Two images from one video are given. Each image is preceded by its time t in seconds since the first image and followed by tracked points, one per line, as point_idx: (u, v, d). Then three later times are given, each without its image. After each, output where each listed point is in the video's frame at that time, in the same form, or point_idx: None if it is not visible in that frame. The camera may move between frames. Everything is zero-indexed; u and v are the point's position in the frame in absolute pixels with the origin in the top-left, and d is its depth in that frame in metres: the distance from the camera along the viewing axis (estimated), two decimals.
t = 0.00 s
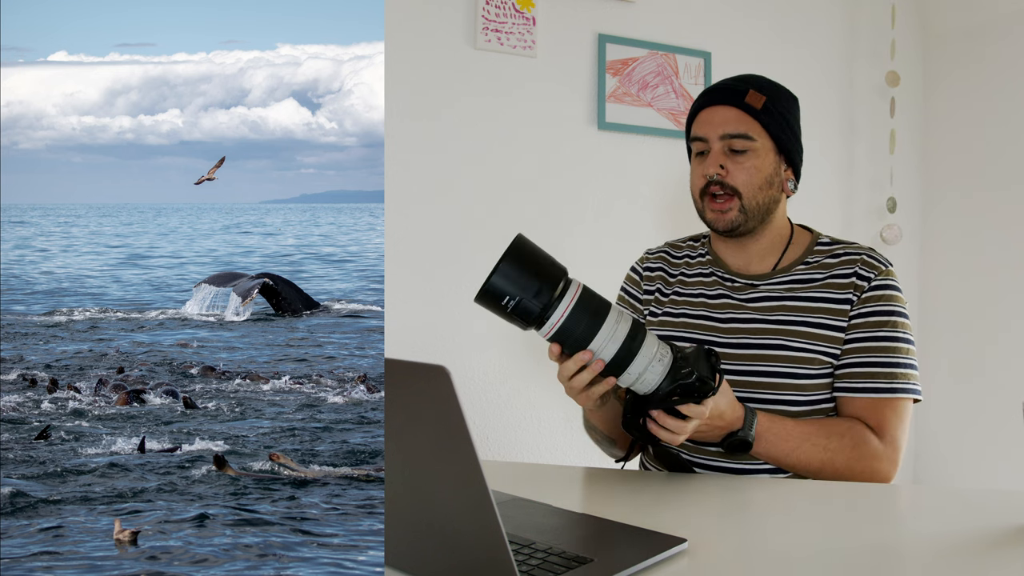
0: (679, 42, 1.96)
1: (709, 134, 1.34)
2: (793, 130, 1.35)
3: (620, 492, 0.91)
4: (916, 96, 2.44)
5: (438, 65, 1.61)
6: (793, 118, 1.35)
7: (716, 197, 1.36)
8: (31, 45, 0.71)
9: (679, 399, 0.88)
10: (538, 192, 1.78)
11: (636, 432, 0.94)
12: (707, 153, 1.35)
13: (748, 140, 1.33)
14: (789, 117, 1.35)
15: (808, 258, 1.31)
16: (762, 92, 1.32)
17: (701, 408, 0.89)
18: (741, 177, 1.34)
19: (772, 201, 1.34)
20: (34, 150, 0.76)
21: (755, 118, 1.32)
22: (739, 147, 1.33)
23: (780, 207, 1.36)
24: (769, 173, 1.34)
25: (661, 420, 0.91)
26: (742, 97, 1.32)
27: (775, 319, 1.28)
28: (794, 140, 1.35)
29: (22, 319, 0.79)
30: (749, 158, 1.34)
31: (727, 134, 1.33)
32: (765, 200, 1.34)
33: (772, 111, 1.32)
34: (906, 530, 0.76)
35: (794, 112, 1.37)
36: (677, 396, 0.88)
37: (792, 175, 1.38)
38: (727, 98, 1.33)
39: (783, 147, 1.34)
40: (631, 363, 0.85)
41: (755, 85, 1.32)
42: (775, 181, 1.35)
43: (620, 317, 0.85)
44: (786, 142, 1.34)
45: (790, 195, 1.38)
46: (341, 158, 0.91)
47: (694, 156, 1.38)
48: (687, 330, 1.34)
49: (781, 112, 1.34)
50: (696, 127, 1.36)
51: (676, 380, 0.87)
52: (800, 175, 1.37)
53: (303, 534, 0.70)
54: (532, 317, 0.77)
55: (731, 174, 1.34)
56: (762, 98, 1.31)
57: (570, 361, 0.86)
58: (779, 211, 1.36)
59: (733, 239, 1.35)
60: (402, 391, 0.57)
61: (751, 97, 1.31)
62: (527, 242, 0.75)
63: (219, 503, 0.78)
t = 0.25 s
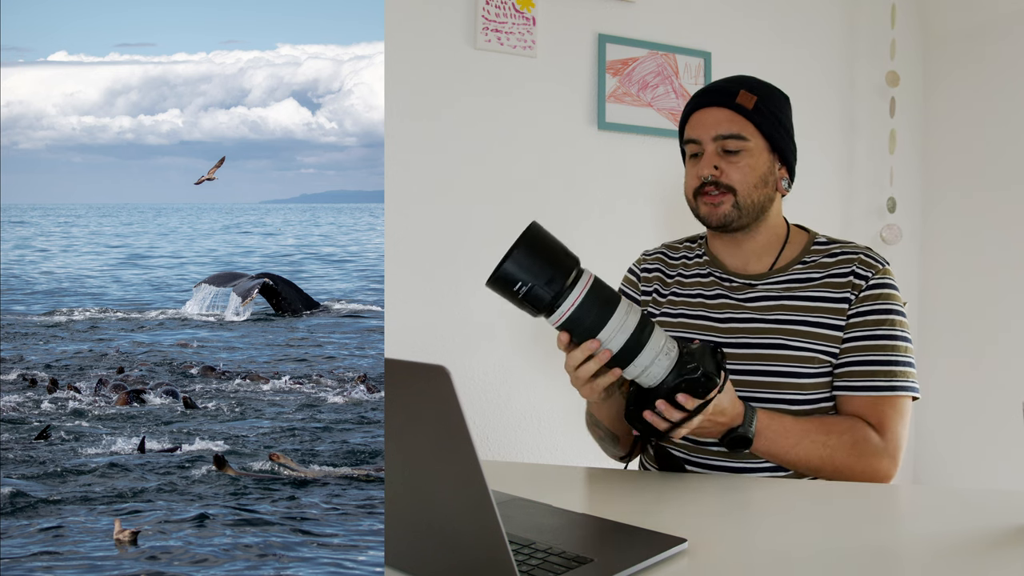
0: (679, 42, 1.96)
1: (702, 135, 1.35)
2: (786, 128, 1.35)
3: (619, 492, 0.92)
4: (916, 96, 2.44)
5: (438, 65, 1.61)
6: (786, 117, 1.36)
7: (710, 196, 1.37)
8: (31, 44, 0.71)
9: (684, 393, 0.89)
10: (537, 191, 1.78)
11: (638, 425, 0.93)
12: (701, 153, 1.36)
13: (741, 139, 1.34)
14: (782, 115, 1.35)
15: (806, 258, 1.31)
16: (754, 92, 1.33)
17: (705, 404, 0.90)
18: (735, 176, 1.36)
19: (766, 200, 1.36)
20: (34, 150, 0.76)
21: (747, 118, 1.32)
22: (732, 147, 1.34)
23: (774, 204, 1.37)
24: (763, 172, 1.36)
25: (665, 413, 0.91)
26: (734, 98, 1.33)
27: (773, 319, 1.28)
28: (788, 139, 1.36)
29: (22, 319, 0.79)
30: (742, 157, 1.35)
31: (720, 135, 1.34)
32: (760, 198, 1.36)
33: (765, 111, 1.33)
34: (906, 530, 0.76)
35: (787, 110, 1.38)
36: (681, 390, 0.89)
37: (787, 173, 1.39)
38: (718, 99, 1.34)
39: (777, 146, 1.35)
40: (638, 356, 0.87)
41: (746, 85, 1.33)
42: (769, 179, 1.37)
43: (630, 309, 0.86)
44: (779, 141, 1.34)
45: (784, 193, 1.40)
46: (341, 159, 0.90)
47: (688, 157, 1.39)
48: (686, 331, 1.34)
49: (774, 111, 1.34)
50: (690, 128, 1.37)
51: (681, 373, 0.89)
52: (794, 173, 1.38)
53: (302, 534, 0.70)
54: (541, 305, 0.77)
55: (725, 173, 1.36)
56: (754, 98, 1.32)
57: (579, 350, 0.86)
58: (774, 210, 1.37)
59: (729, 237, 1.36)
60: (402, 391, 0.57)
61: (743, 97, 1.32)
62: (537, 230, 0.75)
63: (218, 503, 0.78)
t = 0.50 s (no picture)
0: (680, 41, 1.96)
1: (701, 136, 1.35)
2: (784, 128, 1.36)
3: (621, 492, 0.92)
4: (916, 96, 2.44)
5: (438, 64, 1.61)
6: (784, 116, 1.36)
7: (710, 197, 1.37)
8: (31, 45, 0.71)
9: (682, 394, 0.86)
10: (537, 191, 1.78)
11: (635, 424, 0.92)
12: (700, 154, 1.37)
13: (739, 140, 1.34)
14: (780, 115, 1.36)
15: (805, 258, 1.31)
16: (751, 92, 1.33)
17: (704, 408, 0.87)
18: (734, 177, 1.36)
19: (766, 200, 1.36)
20: (34, 150, 0.76)
21: (746, 119, 1.33)
22: (731, 147, 1.35)
23: (774, 204, 1.37)
24: (762, 172, 1.36)
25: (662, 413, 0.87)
26: (732, 98, 1.33)
27: (773, 319, 1.28)
28: (786, 138, 1.36)
29: (22, 318, 0.79)
30: (741, 158, 1.35)
31: (718, 136, 1.34)
32: (759, 198, 1.36)
33: (763, 111, 1.33)
34: (906, 530, 0.76)
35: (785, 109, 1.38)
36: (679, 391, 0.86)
37: (786, 172, 1.39)
38: (716, 100, 1.34)
39: (775, 146, 1.35)
40: (638, 355, 0.82)
41: (743, 86, 1.33)
42: (768, 179, 1.37)
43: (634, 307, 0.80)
44: (778, 140, 1.35)
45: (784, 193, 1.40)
46: (341, 158, 0.92)
47: (687, 158, 1.39)
48: (686, 331, 1.34)
49: (772, 111, 1.34)
50: (688, 130, 1.37)
51: (680, 375, 0.86)
52: (793, 172, 1.39)
53: (302, 534, 0.70)
54: (538, 299, 0.72)
55: (724, 174, 1.36)
56: (752, 98, 1.32)
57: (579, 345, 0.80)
58: (773, 210, 1.37)
59: (728, 238, 1.36)
60: (402, 391, 0.57)
61: (741, 97, 1.32)
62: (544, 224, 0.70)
63: (219, 503, 0.78)
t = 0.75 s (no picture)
0: (680, 42, 1.96)
1: (714, 137, 1.35)
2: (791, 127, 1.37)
3: (622, 493, 0.91)
4: (916, 96, 2.44)
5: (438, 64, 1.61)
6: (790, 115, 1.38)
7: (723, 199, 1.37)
8: (30, 44, 0.71)
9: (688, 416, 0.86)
10: (538, 191, 1.78)
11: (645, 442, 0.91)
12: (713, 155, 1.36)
13: (752, 140, 1.34)
14: (787, 114, 1.37)
15: (810, 259, 1.31)
16: (761, 92, 1.34)
17: (711, 425, 0.86)
18: (748, 179, 1.36)
19: (778, 200, 1.37)
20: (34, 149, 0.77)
21: (758, 119, 1.33)
22: (744, 148, 1.35)
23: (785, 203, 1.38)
24: (774, 172, 1.37)
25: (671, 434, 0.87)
26: (743, 98, 1.33)
27: (777, 320, 1.28)
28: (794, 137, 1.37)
29: (22, 318, 0.79)
30: (754, 158, 1.36)
31: (732, 136, 1.34)
32: (772, 198, 1.36)
33: (773, 111, 1.34)
34: (907, 530, 0.76)
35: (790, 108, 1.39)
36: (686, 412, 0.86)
37: (794, 172, 1.41)
38: (727, 100, 1.34)
39: (786, 146, 1.36)
40: (641, 384, 0.84)
41: (752, 85, 1.34)
42: (779, 179, 1.38)
43: (629, 339, 0.83)
44: (787, 140, 1.36)
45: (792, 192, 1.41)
46: (342, 158, 0.93)
47: (698, 160, 1.39)
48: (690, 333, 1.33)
49: (781, 110, 1.35)
50: (700, 131, 1.37)
51: (686, 397, 0.85)
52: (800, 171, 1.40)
53: (302, 534, 0.70)
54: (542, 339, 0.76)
55: (738, 175, 1.36)
56: (763, 98, 1.33)
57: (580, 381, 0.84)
58: (785, 210, 1.38)
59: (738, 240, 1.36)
60: (403, 392, 0.57)
61: (752, 97, 1.33)
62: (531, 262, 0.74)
63: (219, 503, 0.78)
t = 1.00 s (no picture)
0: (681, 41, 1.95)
1: (720, 137, 1.35)
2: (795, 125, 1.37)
3: (625, 493, 0.91)
4: (916, 95, 2.44)
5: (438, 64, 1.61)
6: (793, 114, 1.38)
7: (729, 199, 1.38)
8: (30, 45, 0.72)
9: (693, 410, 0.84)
10: (538, 191, 1.78)
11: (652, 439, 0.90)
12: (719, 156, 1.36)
13: (758, 140, 1.35)
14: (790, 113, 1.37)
15: (814, 259, 1.31)
16: (765, 92, 1.34)
17: (718, 419, 0.85)
18: (754, 179, 1.37)
19: (784, 199, 1.38)
20: (34, 149, 0.77)
21: (764, 119, 1.33)
22: (750, 148, 1.35)
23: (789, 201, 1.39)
24: (780, 171, 1.37)
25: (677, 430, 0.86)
26: (749, 98, 1.33)
27: (780, 320, 1.28)
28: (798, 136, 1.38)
29: (21, 318, 0.80)
30: (760, 158, 1.36)
31: (738, 137, 1.34)
32: (778, 198, 1.37)
33: (778, 110, 1.34)
34: (909, 530, 0.76)
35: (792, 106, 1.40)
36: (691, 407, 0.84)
37: (797, 170, 1.42)
38: (733, 101, 1.33)
39: (790, 146, 1.37)
40: (644, 380, 0.83)
41: (757, 85, 1.34)
42: (785, 178, 1.38)
43: (632, 334, 0.80)
44: (791, 138, 1.36)
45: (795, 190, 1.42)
46: (341, 158, 0.94)
47: (704, 160, 1.39)
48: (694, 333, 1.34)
49: (785, 110, 1.35)
50: (705, 131, 1.36)
51: (691, 392, 0.84)
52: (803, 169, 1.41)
53: (303, 534, 0.70)
54: (544, 334, 0.73)
55: (745, 175, 1.37)
56: (768, 97, 1.33)
57: (584, 377, 0.81)
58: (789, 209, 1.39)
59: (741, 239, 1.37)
60: (403, 391, 0.57)
61: (758, 98, 1.32)
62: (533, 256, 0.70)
63: (218, 503, 0.78)
